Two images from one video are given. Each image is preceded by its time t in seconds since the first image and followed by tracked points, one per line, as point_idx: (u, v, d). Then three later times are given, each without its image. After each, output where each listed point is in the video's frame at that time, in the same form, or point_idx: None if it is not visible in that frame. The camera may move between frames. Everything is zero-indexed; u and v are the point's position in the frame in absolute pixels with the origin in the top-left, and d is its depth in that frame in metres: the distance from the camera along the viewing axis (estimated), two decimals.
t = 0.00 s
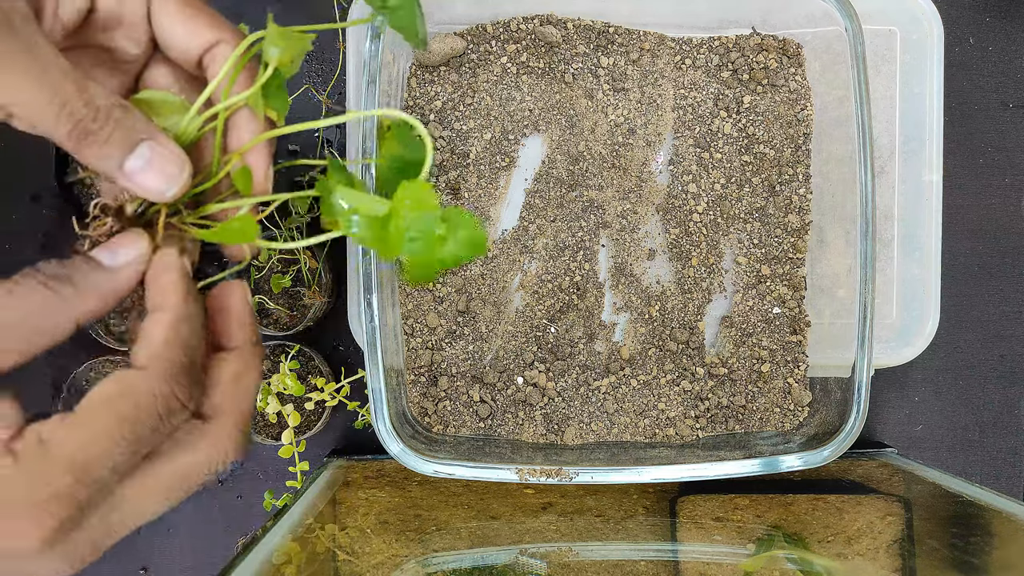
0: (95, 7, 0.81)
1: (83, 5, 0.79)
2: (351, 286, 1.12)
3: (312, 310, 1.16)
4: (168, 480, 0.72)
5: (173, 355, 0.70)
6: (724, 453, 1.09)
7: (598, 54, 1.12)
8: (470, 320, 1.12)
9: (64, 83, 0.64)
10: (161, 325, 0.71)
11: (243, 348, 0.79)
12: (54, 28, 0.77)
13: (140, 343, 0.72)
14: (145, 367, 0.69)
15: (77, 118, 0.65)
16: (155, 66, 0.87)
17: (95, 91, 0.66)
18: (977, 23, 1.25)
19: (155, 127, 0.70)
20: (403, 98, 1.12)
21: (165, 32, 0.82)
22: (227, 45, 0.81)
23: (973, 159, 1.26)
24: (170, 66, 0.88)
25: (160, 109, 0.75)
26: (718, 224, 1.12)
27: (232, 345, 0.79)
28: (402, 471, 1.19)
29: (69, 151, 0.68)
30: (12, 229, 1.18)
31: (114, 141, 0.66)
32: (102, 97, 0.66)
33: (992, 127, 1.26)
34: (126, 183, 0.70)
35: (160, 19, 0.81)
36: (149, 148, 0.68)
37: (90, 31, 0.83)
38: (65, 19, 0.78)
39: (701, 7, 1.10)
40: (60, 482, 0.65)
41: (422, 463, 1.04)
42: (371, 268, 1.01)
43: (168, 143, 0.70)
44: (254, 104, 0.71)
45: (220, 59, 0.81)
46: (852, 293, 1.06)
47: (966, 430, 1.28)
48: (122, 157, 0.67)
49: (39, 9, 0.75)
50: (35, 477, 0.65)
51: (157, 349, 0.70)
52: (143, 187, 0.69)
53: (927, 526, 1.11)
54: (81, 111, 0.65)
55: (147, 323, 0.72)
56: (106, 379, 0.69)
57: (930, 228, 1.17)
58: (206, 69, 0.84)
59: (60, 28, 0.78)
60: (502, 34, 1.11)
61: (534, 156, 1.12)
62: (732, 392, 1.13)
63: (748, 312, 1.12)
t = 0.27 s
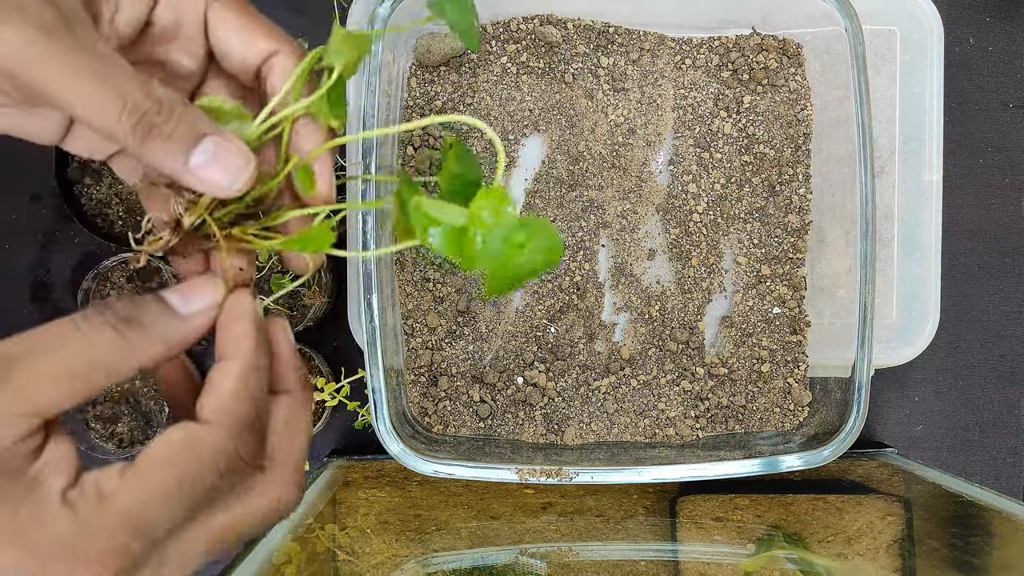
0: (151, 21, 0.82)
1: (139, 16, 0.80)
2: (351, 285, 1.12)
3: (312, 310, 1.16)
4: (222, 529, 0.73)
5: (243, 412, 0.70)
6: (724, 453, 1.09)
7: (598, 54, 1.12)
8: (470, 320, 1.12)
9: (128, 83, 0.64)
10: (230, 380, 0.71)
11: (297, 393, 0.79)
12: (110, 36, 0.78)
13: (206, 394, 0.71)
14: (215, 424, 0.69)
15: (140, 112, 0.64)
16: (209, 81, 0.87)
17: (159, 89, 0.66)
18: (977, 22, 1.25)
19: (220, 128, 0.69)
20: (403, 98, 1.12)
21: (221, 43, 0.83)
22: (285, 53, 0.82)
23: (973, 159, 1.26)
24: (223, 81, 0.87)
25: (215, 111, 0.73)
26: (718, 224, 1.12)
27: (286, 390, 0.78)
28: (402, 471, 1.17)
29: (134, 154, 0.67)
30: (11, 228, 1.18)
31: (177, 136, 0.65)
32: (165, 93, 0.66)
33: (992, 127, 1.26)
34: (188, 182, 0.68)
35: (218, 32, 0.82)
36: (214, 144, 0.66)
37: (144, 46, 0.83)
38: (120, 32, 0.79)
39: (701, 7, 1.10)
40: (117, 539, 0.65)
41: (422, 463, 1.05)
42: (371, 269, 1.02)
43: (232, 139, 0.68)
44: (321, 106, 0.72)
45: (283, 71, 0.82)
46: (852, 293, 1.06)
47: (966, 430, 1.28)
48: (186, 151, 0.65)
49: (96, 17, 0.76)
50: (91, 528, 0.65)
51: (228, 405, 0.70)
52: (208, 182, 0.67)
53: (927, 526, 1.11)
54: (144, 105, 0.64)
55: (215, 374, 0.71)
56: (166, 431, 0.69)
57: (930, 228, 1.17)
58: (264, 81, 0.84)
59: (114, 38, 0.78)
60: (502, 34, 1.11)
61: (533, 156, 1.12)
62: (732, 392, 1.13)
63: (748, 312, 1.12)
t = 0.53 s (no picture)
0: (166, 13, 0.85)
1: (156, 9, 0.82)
2: (352, 285, 1.12)
3: (312, 310, 1.16)
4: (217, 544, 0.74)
5: (239, 444, 0.69)
6: (724, 453, 1.09)
7: (598, 54, 1.12)
8: (470, 320, 1.12)
9: (141, 80, 0.65)
10: (228, 408, 0.69)
11: (296, 409, 0.78)
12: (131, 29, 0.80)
13: (202, 421, 0.69)
14: (209, 456, 0.67)
15: (152, 113, 0.64)
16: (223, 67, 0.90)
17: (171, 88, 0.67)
18: (977, 23, 1.25)
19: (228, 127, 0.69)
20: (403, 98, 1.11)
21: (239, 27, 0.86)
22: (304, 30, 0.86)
23: (973, 159, 1.26)
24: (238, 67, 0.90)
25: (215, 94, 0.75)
26: (718, 224, 1.12)
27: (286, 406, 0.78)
28: (402, 471, 1.18)
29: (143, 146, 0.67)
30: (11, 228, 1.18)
31: (187, 138, 0.65)
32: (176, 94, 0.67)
33: (992, 127, 1.26)
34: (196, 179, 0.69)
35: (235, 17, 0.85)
36: (224, 147, 0.67)
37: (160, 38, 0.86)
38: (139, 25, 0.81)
39: (702, 7, 1.10)
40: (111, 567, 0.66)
41: (422, 463, 1.05)
42: (371, 268, 1.02)
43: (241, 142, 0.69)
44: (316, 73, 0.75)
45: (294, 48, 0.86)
46: (852, 293, 1.06)
47: (966, 430, 1.28)
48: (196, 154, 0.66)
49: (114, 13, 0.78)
50: (85, 555, 0.66)
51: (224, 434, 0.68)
52: (216, 184, 0.69)
53: (928, 526, 1.11)
54: (155, 106, 0.64)
55: (211, 401, 0.69)
56: (161, 457, 0.68)
57: (930, 228, 1.17)
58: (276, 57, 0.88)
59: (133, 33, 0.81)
60: (502, 34, 1.11)
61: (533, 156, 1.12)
62: (732, 392, 1.13)
63: (748, 312, 1.12)
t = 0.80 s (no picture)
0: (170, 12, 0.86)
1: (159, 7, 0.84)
2: (352, 287, 1.12)
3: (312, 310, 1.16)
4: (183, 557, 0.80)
5: (199, 484, 0.72)
6: (724, 453, 1.09)
7: (598, 54, 1.12)
8: (470, 320, 1.12)
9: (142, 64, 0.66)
10: (190, 449, 0.71)
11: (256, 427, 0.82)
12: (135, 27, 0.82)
13: (170, 460, 0.72)
14: (176, 497, 0.71)
15: (155, 95, 0.65)
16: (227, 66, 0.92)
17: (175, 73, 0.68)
18: (977, 23, 1.25)
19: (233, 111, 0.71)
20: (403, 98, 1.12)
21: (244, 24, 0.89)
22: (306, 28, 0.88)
23: (973, 159, 1.26)
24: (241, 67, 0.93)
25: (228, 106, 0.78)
26: (718, 224, 1.12)
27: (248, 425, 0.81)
28: (402, 471, 1.20)
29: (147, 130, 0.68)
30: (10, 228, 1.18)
31: (191, 120, 0.67)
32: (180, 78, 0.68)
33: (992, 127, 1.26)
34: (202, 163, 0.70)
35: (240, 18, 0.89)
36: (227, 129, 0.68)
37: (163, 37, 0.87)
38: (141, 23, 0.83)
39: (701, 7, 1.10)
40: None
41: (422, 463, 1.05)
42: (371, 268, 1.02)
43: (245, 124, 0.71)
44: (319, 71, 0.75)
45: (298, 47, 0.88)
46: (852, 293, 1.06)
47: (966, 430, 1.28)
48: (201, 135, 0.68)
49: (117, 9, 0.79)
50: None
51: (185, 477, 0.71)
52: (221, 166, 0.69)
53: (927, 526, 1.11)
54: (158, 88, 0.65)
55: (178, 441, 0.72)
56: (133, 496, 0.72)
57: (930, 228, 1.17)
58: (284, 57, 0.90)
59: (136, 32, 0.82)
60: (502, 34, 1.11)
61: (533, 156, 1.12)
62: (732, 392, 1.13)
63: (748, 312, 1.12)
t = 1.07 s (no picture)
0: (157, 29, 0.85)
1: (144, 25, 0.83)
2: (352, 287, 1.12)
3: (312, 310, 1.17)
4: None
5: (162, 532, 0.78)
6: (724, 453, 1.09)
7: (598, 54, 1.12)
8: (470, 320, 1.12)
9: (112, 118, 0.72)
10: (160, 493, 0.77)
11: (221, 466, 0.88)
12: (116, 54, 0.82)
13: (138, 502, 0.77)
14: (137, 544, 0.76)
15: (126, 155, 0.71)
16: (207, 87, 0.90)
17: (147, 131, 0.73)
18: (977, 23, 1.25)
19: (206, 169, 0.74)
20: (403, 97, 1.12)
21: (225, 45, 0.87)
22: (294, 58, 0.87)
23: (973, 159, 1.26)
24: (222, 87, 0.91)
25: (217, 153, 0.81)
26: (718, 224, 1.12)
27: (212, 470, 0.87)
28: (402, 471, 1.20)
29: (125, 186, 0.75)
30: (10, 228, 1.18)
31: (161, 178, 0.71)
32: (151, 135, 0.73)
33: (992, 127, 1.26)
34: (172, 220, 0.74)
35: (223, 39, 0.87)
36: (194, 186, 0.72)
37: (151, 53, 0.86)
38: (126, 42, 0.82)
39: (701, 7, 1.10)
40: None
41: (422, 463, 1.05)
42: (371, 268, 1.02)
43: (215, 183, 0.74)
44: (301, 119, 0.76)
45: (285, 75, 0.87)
46: (852, 293, 1.06)
47: (966, 430, 1.27)
48: (167, 193, 0.71)
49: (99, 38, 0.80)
50: None
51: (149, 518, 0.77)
52: (186, 223, 0.73)
53: (927, 526, 1.11)
54: (131, 148, 0.71)
55: (147, 484, 0.78)
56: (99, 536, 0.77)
57: (930, 228, 1.17)
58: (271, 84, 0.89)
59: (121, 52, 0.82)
60: (502, 34, 1.11)
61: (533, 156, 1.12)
62: (732, 392, 1.13)
63: (748, 312, 1.12)
